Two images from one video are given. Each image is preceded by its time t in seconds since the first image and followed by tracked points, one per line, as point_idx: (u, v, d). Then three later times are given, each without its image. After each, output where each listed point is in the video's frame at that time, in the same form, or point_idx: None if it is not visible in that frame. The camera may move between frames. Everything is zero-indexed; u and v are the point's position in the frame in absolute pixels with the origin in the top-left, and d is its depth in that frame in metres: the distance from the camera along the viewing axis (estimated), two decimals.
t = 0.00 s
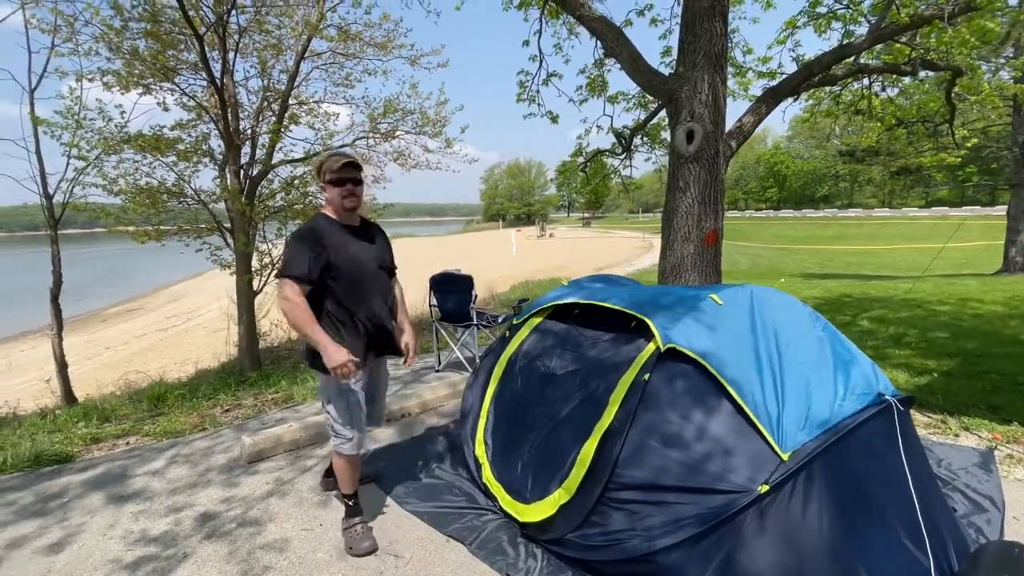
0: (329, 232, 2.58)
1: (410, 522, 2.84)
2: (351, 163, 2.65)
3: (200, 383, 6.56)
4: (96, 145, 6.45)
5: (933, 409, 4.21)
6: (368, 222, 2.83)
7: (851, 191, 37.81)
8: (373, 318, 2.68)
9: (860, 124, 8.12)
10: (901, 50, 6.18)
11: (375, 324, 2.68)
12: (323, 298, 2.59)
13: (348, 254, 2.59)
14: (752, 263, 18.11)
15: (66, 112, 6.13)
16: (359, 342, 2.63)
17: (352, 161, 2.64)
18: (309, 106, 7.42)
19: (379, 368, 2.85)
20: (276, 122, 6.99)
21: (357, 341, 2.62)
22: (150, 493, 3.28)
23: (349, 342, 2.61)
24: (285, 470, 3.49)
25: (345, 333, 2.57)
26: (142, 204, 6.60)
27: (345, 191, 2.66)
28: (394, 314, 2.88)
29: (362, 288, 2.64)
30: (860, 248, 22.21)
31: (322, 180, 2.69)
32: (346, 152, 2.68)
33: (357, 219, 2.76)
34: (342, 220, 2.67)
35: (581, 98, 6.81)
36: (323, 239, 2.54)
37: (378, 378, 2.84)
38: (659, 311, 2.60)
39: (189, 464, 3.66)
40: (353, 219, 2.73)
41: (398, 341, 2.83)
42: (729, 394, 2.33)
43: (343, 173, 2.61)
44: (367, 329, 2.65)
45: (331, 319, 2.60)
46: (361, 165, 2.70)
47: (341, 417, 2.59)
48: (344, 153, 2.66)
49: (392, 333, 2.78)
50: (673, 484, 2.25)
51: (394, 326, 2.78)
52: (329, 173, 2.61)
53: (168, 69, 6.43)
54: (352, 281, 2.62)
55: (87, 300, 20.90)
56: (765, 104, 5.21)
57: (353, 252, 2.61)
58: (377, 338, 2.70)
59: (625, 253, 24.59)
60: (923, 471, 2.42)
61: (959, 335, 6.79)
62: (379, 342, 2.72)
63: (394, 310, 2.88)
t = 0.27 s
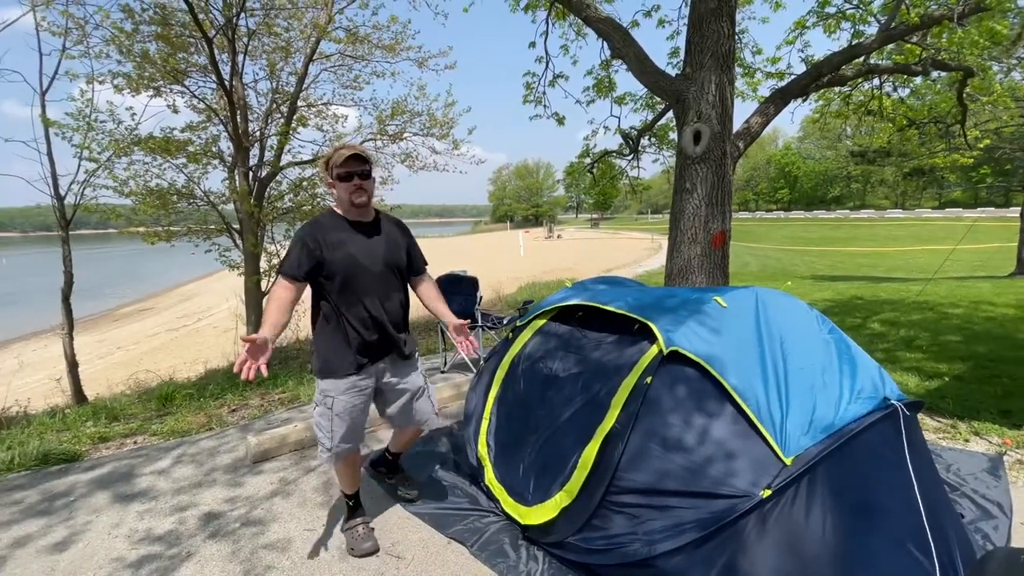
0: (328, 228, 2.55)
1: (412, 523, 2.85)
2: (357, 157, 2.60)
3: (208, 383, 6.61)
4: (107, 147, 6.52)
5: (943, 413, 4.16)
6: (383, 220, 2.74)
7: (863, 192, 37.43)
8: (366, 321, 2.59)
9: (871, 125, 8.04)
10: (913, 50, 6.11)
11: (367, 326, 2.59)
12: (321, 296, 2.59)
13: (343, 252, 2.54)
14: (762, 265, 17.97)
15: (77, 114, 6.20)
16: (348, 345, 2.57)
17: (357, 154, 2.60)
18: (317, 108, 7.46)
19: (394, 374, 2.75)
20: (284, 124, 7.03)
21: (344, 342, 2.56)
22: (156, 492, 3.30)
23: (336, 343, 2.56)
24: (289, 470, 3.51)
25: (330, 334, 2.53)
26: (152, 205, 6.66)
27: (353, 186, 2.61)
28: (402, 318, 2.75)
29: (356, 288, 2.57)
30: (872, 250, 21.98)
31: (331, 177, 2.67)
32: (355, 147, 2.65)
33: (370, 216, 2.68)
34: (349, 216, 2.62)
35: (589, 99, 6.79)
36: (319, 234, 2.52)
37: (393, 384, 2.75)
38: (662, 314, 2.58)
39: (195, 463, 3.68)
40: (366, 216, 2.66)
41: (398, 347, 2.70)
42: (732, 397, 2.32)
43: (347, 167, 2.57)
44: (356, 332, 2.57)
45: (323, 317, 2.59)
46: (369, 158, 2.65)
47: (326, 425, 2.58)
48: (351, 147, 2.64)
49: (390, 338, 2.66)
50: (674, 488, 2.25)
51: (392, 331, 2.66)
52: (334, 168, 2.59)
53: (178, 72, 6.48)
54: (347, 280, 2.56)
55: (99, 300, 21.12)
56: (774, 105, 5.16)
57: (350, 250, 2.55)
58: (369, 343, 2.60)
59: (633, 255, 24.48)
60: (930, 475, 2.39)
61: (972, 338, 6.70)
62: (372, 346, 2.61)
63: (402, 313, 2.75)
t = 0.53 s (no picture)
0: (356, 229, 2.39)
1: (413, 524, 2.85)
2: (387, 157, 2.42)
3: (217, 382, 6.67)
4: (120, 148, 6.60)
5: (955, 420, 4.10)
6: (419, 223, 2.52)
7: (878, 193, 36.99)
8: (384, 330, 2.44)
9: (883, 125, 7.94)
10: (926, 50, 6.03)
11: (385, 337, 2.44)
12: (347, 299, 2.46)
13: (368, 257, 2.37)
14: (773, 267, 17.81)
15: (91, 116, 6.29)
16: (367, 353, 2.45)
17: (387, 155, 2.42)
18: (326, 109, 7.50)
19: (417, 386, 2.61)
20: (293, 126, 7.08)
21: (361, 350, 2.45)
22: (162, 490, 3.33)
23: (354, 348, 2.46)
24: (294, 470, 3.52)
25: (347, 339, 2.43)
26: (164, 206, 6.73)
27: (383, 189, 2.43)
28: (428, 329, 2.56)
29: (379, 295, 2.41)
30: (886, 252, 21.71)
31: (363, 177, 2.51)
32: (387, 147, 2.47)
33: (403, 218, 2.49)
34: (379, 219, 2.45)
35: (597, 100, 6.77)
36: (347, 235, 2.37)
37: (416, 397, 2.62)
38: (666, 317, 2.57)
39: (201, 461, 3.71)
40: (399, 219, 2.47)
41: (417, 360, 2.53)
42: (735, 402, 2.31)
43: (376, 169, 2.40)
44: (373, 341, 2.44)
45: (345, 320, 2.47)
46: (401, 160, 2.46)
47: (349, 428, 2.53)
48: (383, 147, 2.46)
49: (408, 349, 2.50)
50: (675, 493, 2.26)
51: (411, 343, 2.49)
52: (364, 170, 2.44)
53: (189, 73, 6.55)
54: (370, 286, 2.40)
55: (114, 298, 21.40)
56: (783, 106, 5.12)
57: (375, 255, 2.37)
58: (386, 353, 2.46)
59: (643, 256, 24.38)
60: (938, 484, 2.34)
61: (986, 343, 6.60)
62: (389, 357, 2.47)
63: (428, 324, 2.56)
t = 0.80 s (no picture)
0: (415, 222, 2.19)
1: (419, 523, 2.86)
2: (446, 150, 2.18)
3: (229, 379, 6.74)
4: (136, 148, 6.70)
5: (968, 426, 4.04)
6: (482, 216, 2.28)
7: (894, 195, 36.48)
8: (442, 331, 2.21)
9: (899, 127, 7.85)
10: (943, 50, 5.95)
11: (443, 338, 2.21)
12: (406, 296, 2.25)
13: (427, 252, 2.15)
14: (786, 270, 17.65)
15: (108, 116, 6.39)
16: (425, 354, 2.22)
17: (447, 147, 2.18)
18: (338, 110, 7.56)
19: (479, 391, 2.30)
20: (305, 126, 7.15)
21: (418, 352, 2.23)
22: (173, 485, 3.38)
23: (410, 349, 2.25)
24: (302, 467, 3.55)
25: (404, 340, 2.22)
26: (178, 205, 6.82)
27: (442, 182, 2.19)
28: (489, 331, 2.30)
29: (438, 290, 2.19)
30: (901, 255, 21.42)
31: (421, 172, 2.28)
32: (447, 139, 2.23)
33: (465, 212, 2.25)
34: (439, 212, 2.22)
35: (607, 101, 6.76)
36: (406, 229, 2.18)
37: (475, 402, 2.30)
38: (673, 318, 2.57)
39: (211, 457, 3.76)
40: (460, 214, 2.23)
41: (477, 365, 2.27)
42: (742, 406, 2.32)
43: (434, 163, 2.17)
44: (432, 342, 2.22)
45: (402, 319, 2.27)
46: (462, 153, 2.21)
47: (404, 436, 2.31)
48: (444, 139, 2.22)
49: (469, 352, 2.25)
50: (680, 496, 2.28)
51: (472, 345, 2.24)
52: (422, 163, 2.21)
53: (204, 75, 6.63)
54: (429, 282, 2.18)
55: (129, 296, 21.70)
56: (796, 106, 5.07)
57: (434, 249, 2.16)
58: (445, 356, 2.23)
59: (654, 258, 24.26)
60: (949, 491, 2.32)
61: (1002, 348, 6.49)
62: (448, 360, 2.23)
63: (490, 325, 2.30)
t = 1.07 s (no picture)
0: (455, 217, 2.12)
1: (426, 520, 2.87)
2: (489, 142, 2.10)
3: (241, 376, 6.81)
4: (151, 147, 6.79)
5: (982, 431, 3.99)
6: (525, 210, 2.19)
7: (911, 197, 36.01)
8: (483, 329, 2.10)
9: (915, 127, 7.74)
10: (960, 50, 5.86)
11: (486, 336, 2.10)
12: (448, 295, 2.16)
13: (468, 246, 2.07)
14: (799, 271, 17.49)
15: (124, 116, 6.49)
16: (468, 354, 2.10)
17: (489, 140, 2.09)
18: (350, 110, 7.61)
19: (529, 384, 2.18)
20: (317, 126, 7.19)
21: (459, 351, 2.11)
22: (184, 479, 3.42)
23: (452, 348, 2.13)
24: (311, 463, 3.58)
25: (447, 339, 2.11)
26: (192, 203, 6.89)
27: (485, 175, 2.11)
28: (534, 329, 2.17)
29: (480, 287, 2.09)
30: (917, 258, 21.14)
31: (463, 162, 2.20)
32: (489, 131, 2.14)
33: (508, 206, 2.15)
34: (479, 207, 2.12)
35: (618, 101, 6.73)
36: (446, 225, 2.11)
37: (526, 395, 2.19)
38: (682, 320, 2.56)
39: (222, 452, 3.80)
40: (503, 208, 2.14)
41: (522, 364, 2.14)
42: (750, 408, 2.32)
43: (476, 156, 2.08)
44: (474, 340, 2.10)
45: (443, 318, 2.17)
46: (505, 145, 2.12)
47: (460, 435, 2.14)
48: (486, 131, 2.14)
49: (513, 351, 2.12)
50: (687, 497, 2.28)
51: (516, 344, 2.12)
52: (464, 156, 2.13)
53: (219, 75, 6.71)
54: (471, 278, 2.09)
55: (144, 293, 21.98)
56: (809, 107, 5.03)
57: (475, 244, 2.07)
58: (488, 355, 2.10)
59: (665, 258, 24.15)
60: (960, 498, 2.28)
61: (1019, 352, 6.39)
62: (490, 359, 2.10)
63: (534, 323, 2.18)
